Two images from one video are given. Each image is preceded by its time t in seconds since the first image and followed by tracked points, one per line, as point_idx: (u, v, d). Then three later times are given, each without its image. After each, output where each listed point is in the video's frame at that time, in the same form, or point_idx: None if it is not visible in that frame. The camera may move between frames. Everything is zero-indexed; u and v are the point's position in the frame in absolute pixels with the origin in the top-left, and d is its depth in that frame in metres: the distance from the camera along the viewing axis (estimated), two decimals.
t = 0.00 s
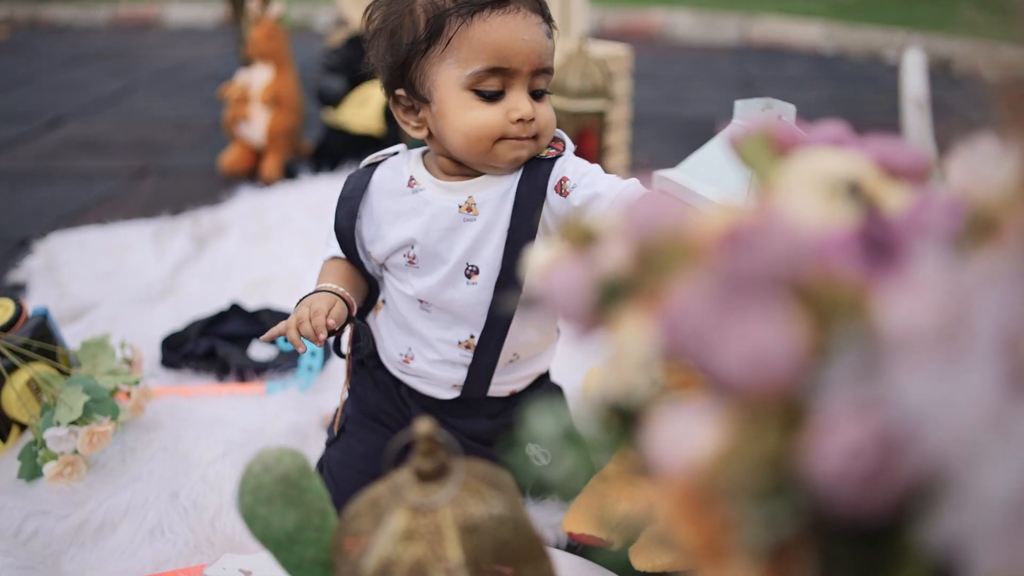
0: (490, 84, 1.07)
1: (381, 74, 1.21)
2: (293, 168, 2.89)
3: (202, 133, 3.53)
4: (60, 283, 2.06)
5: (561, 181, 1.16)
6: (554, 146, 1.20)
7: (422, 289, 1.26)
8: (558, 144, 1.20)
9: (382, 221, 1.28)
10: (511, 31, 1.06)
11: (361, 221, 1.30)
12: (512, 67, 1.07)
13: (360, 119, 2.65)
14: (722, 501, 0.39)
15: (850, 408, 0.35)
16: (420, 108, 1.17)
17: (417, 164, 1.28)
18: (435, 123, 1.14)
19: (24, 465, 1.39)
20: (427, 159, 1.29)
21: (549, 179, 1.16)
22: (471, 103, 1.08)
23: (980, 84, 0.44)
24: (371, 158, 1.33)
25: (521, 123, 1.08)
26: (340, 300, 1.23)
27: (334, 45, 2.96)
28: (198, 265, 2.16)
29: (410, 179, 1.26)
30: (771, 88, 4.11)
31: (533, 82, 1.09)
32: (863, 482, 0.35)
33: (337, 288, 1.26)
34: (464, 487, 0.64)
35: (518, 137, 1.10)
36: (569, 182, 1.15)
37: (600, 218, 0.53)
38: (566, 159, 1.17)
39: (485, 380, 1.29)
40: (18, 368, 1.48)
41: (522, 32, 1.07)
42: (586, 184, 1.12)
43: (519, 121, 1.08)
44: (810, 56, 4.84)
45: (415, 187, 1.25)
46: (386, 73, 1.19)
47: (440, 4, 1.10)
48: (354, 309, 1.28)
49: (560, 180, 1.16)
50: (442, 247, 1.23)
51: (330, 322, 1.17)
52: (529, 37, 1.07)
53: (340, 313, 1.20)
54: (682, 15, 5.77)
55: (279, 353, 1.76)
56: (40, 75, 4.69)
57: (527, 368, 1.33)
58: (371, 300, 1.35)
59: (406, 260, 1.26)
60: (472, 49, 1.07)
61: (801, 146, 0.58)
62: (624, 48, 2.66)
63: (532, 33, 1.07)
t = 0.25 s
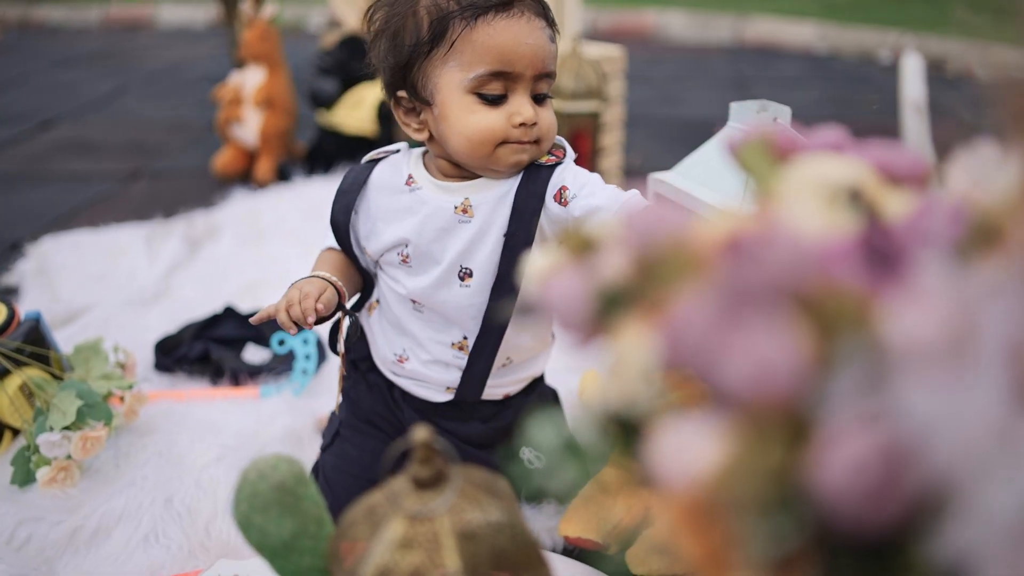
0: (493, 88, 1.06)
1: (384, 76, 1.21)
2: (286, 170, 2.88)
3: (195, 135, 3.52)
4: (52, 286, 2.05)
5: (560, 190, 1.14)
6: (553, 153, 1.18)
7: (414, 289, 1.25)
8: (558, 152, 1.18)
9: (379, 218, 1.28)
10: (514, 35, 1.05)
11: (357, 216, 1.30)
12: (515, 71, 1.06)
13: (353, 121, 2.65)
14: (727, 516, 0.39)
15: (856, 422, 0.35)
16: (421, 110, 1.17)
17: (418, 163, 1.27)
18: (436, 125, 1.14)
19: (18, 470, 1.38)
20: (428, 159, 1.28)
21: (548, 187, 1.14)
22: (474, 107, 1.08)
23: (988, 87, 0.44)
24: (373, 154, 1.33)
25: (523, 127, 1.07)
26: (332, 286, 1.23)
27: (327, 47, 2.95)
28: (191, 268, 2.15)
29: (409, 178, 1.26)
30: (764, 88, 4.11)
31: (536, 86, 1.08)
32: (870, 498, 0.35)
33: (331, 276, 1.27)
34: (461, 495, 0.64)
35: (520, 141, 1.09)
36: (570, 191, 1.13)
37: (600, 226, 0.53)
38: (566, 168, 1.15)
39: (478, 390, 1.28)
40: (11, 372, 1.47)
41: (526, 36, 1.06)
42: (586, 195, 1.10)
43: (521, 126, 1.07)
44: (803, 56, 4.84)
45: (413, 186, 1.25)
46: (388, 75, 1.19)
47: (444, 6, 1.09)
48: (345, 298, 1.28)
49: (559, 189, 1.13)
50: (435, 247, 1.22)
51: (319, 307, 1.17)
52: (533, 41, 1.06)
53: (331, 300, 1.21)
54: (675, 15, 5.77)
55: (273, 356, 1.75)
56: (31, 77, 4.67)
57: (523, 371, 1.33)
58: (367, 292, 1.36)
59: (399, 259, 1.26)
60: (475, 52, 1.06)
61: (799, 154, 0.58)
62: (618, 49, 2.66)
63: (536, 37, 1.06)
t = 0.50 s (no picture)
0: (498, 95, 1.06)
1: (387, 79, 1.20)
2: (278, 172, 2.87)
3: (186, 137, 3.50)
4: (43, 291, 2.03)
5: (560, 206, 1.12)
6: (553, 166, 1.17)
7: (408, 293, 1.24)
8: (559, 165, 1.17)
9: (375, 219, 1.27)
10: (520, 41, 1.05)
11: (354, 215, 1.29)
12: (520, 78, 1.05)
13: (346, 123, 2.64)
14: (731, 535, 0.38)
15: (863, 441, 0.35)
16: (424, 115, 1.16)
17: (417, 165, 1.27)
18: (439, 131, 1.13)
19: (9, 477, 1.37)
20: (427, 162, 1.27)
21: (547, 204, 1.13)
22: (478, 113, 1.07)
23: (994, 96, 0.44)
24: (375, 154, 1.32)
25: (527, 134, 1.07)
26: (324, 280, 1.23)
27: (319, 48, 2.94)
28: (183, 272, 2.14)
29: (407, 180, 1.25)
30: (756, 89, 4.12)
31: (540, 93, 1.07)
32: (879, 517, 0.35)
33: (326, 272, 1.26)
34: (459, 505, 0.62)
35: (523, 148, 1.08)
36: (569, 209, 1.11)
37: (601, 236, 0.52)
38: (566, 184, 1.13)
39: (471, 402, 1.28)
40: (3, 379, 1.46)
41: (531, 43, 1.05)
42: (585, 215, 1.08)
43: (525, 133, 1.07)
44: (794, 57, 4.85)
45: (411, 188, 1.24)
46: (391, 79, 1.18)
47: (449, 11, 1.09)
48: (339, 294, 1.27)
49: (558, 207, 1.12)
50: (430, 251, 1.21)
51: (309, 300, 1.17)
52: (537, 48, 1.06)
53: (321, 292, 1.20)
54: (667, 15, 5.78)
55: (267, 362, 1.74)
56: (21, 78, 4.65)
57: (518, 376, 1.32)
58: (363, 291, 1.35)
59: (394, 261, 1.25)
60: (480, 58, 1.06)
61: (800, 160, 0.57)
62: (611, 50, 2.66)
63: (541, 44, 1.06)
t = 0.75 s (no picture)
0: (502, 101, 1.06)
1: (388, 84, 1.19)
2: (271, 174, 2.86)
3: (178, 139, 3.49)
4: (35, 295, 2.02)
5: (557, 217, 1.12)
6: (550, 175, 1.17)
7: (404, 298, 1.24)
8: (557, 174, 1.17)
9: (372, 223, 1.26)
10: (525, 49, 1.05)
11: (352, 218, 1.28)
12: (524, 85, 1.06)
13: (339, 125, 2.63)
14: (737, 555, 0.38)
15: (871, 458, 0.34)
16: (426, 120, 1.15)
17: (415, 170, 1.26)
18: (441, 136, 1.12)
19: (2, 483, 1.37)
20: (426, 168, 1.27)
21: (544, 214, 1.13)
22: (482, 119, 1.07)
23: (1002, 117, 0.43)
24: (375, 156, 1.31)
25: (529, 141, 1.07)
26: (319, 281, 1.22)
27: (312, 50, 2.93)
28: (176, 275, 2.13)
29: (405, 184, 1.24)
30: (750, 89, 4.12)
31: (543, 101, 1.08)
32: (889, 538, 0.34)
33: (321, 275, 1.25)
34: (457, 514, 0.62)
35: (525, 155, 1.08)
36: (567, 220, 1.11)
37: (602, 248, 0.52)
38: (562, 195, 1.14)
39: (467, 409, 1.27)
40: None
41: (536, 52, 1.06)
42: (583, 226, 1.08)
43: (528, 140, 1.07)
44: (788, 57, 4.85)
45: (408, 193, 1.23)
46: (393, 83, 1.17)
47: (455, 18, 1.09)
48: (333, 295, 1.26)
49: (556, 217, 1.12)
50: (426, 255, 1.21)
51: (304, 300, 1.15)
52: (542, 57, 1.06)
53: (316, 292, 1.19)
54: (660, 16, 5.77)
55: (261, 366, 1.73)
56: (12, 80, 4.63)
57: (513, 381, 1.32)
58: (360, 293, 1.35)
59: (390, 265, 1.25)
60: (485, 65, 1.06)
61: (799, 167, 0.57)
62: (604, 52, 2.65)
63: (545, 53, 1.06)
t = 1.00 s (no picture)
0: (502, 107, 1.05)
1: (387, 87, 1.18)
2: (263, 177, 2.85)
3: (169, 141, 3.48)
4: (26, 300, 2.01)
5: (553, 224, 1.12)
6: (547, 182, 1.16)
7: (400, 303, 1.23)
8: (553, 181, 1.17)
9: (367, 227, 1.25)
10: (527, 56, 1.05)
11: (348, 223, 1.27)
12: (525, 92, 1.05)
13: (331, 127, 2.62)
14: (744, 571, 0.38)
15: (881, 481, 0.34)
16: (425, 124, 1.15)
17: (411, 174, 1.26)
18: (441, 141, 1.12)
19: None
20: (422, 172, 1.26)
21: (540, 220, 1.12)
22: (483, 125, 1.07)
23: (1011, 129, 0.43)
24: (371, 161, 1.31)
25: (529, 147, 1.06)
26: (314, 287, 1.21)
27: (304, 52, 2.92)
28: (168, 279, 2.12)
29: (400, 189, 1.24)
30: (742, 91, 4.12)
31: (542, 108, 1.07)
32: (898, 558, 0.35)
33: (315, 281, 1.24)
34: (455, 524, 0.62)
35: (524, 161, 1.08)
36: (562, 227, 1.11)
37: (603, 260, 0.51)
38: (559, 202, 1.13)
39: (464, 414, 1.26)
40: None
41: (537, 58, 1.05)
42: (577, 233, 1.08)
43: (527, 146, 1.06)
44: (779, 58, 4.85)
45: (404, 198, 1.23)
46: (392, 86, 1.16)
47: (456, 23, 1.08)
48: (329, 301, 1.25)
49: (552, 224, 1.11)
50: (423, 260, 1.20)
51: (300, 307, 1.15)
52: (542, 63, 1.06)
53: (312, 298, 1.18)
54: (652, 17, 5.77)
55: (254, 372, 1.73)
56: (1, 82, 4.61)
57: (509, 385, 1.31)
58: (355, 299, 1.34)
59: (386, 270, 1.24)
60: (487, 70, 1.06)
61: (798, 176, 0.56)
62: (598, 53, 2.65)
63: (545, 60, 1.06)
